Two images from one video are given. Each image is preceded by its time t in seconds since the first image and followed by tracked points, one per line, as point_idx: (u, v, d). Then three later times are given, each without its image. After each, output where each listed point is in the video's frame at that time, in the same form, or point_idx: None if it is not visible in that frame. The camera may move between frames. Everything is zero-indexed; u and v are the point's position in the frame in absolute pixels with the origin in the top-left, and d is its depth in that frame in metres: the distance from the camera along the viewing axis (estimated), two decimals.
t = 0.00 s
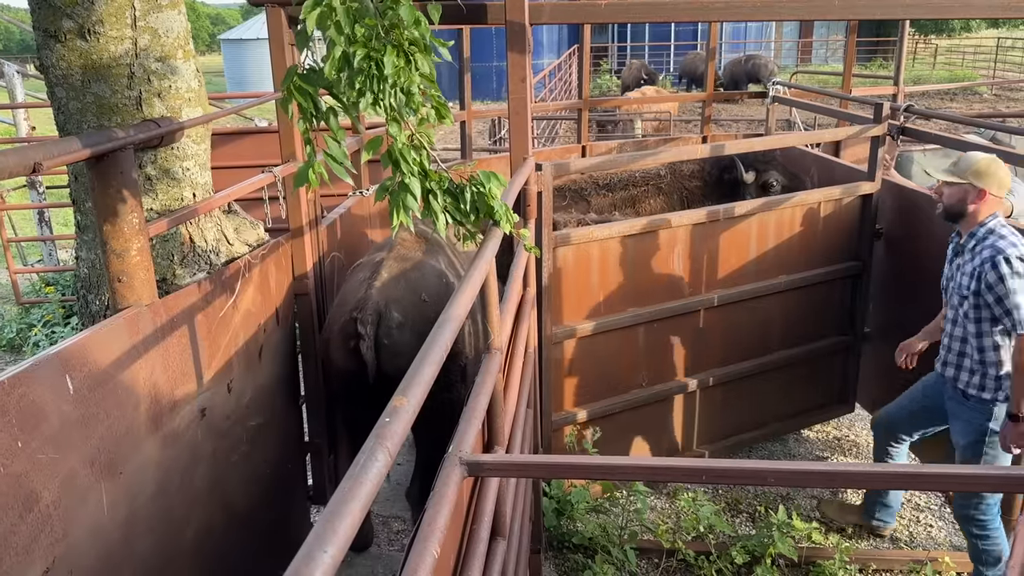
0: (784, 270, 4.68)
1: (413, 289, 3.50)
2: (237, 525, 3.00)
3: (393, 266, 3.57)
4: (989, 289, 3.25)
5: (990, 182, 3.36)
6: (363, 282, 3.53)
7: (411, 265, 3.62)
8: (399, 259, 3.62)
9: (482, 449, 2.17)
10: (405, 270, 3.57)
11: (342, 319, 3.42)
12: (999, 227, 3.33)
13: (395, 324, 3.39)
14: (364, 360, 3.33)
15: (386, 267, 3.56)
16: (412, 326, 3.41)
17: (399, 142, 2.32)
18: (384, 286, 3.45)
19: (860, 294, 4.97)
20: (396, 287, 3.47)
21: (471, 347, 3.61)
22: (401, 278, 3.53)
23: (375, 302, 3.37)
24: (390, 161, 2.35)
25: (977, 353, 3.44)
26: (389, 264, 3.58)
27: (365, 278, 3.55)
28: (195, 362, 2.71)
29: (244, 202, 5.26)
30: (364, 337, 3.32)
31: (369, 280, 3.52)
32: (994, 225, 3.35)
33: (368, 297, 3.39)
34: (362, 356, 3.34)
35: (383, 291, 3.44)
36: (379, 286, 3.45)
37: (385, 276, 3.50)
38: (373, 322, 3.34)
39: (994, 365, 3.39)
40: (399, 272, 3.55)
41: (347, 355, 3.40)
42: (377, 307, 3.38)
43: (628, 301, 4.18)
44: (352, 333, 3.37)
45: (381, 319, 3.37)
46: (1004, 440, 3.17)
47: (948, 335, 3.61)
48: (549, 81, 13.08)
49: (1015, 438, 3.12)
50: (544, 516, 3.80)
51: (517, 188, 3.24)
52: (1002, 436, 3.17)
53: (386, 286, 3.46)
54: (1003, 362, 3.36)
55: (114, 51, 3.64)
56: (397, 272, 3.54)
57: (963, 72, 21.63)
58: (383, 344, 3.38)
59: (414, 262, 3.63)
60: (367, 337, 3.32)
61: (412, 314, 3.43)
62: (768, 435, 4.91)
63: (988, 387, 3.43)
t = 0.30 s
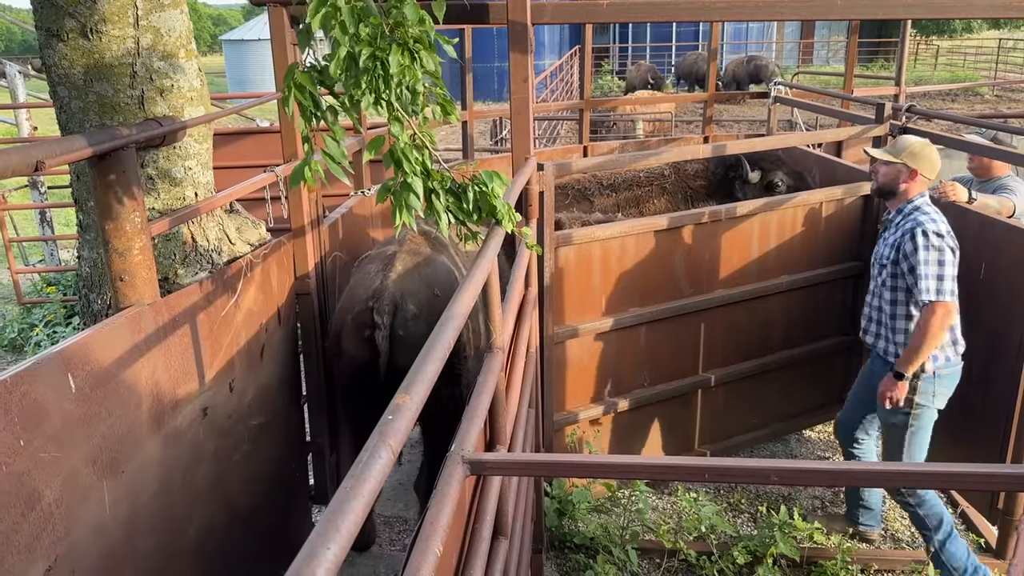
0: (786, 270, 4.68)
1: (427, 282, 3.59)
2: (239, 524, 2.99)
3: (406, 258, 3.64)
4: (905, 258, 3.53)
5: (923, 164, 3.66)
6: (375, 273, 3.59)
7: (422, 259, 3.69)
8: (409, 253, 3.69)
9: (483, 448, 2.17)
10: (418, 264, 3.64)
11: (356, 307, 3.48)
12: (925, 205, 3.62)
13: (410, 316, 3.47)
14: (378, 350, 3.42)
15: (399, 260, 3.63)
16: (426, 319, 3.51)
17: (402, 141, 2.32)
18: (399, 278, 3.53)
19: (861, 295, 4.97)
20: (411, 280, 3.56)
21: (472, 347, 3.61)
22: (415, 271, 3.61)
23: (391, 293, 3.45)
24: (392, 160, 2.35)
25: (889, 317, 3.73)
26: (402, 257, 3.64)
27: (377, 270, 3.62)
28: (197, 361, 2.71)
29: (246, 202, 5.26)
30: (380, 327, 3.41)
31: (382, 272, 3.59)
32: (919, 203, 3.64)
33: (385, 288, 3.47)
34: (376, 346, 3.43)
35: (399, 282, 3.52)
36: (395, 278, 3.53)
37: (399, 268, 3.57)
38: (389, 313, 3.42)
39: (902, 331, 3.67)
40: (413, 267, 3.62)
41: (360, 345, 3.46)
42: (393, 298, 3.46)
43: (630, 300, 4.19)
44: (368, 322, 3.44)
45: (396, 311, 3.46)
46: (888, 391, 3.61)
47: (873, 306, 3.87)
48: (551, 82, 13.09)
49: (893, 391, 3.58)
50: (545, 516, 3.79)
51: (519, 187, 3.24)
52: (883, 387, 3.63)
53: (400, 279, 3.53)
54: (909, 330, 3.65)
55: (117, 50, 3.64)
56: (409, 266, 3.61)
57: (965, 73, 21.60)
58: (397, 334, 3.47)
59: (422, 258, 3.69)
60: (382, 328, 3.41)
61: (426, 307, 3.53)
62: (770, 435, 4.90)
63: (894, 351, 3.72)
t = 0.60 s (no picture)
0: (785, 271, 4.69)
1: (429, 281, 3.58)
2: (238, 525, 2.99)
3: (407, 257, 3.63)
4: (864, 240, 3.64)
5: (874, 146, 3.79)
6: (376, 270, 3.60)
7: (424, 257, 3.67)
8: (412, 251, 3.67)
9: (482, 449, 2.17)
10: (420, 263, 3.63)
11: (358, 305, 3.50)
12: (881, 188, 3.76)
13: (412, 316, 3.51)
14: (380, 350, 3.46)
15: (401, 259, 3.62)
16: (427, 319, 3.54)
17: (399, 142, 2.32)
18: (401, 277, 3.55)
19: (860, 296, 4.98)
20: (412, 279, 3.57)
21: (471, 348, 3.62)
22: (417, 270, 3.61)
23: (394, 292, 3.50)
24: (390, 160, 2.36)
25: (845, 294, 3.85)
26: (404, 256, 3.63)
27: (378, 267, 3.62)
28: (195, 362, 2.71)
29: (245, 203, 5.27)
30: (382, 327, 3.45)
31: (383, 270, 3.60)
32: (876, 186, 3.78)
33: (387, 287, 3.50)
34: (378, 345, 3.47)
35: (401, 281, 3.54)
36: (397, 277, 3.55)
37: (400, 267, 3.58)
38: (391, 313, 3.46)
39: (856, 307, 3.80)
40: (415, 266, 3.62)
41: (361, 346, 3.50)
42: (395, 298, 3.50)
43: (629, 301, 4.19)
44: (369, 321, 3.47)
45: (398, 311, 3.50)
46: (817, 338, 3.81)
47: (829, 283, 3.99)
48: (550, 84, 13.09)
49: (820, 342, 3.80)
50: (545, 517, 3.79)
51: (518, 188, 3.24)
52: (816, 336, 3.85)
53: (402, 277, 3.55)
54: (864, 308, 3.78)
55: (115, 51, 3.64)
56: (411, 265, 3.61)
57: (965, 74, 21.62)
58: (398, 334, 3.52)
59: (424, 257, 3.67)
60: (384, 328, 3.46)
61: (427, 307, 3.55)
62: (770, 436, 4.90)
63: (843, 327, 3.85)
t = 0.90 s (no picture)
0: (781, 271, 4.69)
1: (415, 284, 3.56)
2: (233, 526, 2.99)
3: (396, 260, 3.61)
4: (814, 250, 3.61)
5: (825, 148, 3.75)
6: (364, 274, 3.60)
7: (415, 260, 3.65)
8: (403, 254, 3.65)
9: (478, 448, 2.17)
10: (409, 266, 3.61)
11: (341, 310, 3.51)
12: (836, 196, 3.72)
13: (394, 321, 3.49)
14: (361, 355, 3.47)
15: (390, 262, 3.60)
16: (410, 324, 3.51)
17: (395, 142, 2.33)
18: (386, 281, 3.53)
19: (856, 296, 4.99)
20: (398, 283, 3.55)
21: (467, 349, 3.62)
22: (404, 273, 3.58)
23: (375, 297, 3.49)
24: (385, 161, 2.37)
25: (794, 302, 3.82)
26: (393, 259, 3.62)
27: (365, 272, 3.61)
28: (191, 364, 2.71)
29: (241, 205, 5.27)
30: (361, 332, 3.45)
31: (370, 274, 3.59)
32: (830, 194, 3.74)
33: (370, 292, 3.49)
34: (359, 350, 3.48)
35: (386, 285, 3.53)
36: (382, 281, 3.53)
37: (387, 270, 3.56)
38: (371, 318, 3.46)
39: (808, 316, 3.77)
40: (406, 269, 3.59)
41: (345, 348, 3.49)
42: (377, 303, 3.48)
43: (624, 301, 4.20)
44: (351, 326, 3.48)
45: (380, 315, 3.48)
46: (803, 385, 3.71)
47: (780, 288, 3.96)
48: (546, 86, 13.10)
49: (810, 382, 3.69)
50: (542, 518, 3.79)
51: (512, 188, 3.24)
52: (799, 379, 3.75)
53: (388, 281, 3.54)
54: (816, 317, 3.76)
55: (110, 53, 3.64)
56: (398, 268, 3.59)
57: (960, 75, 21.70)
58: (380, 338, 3.51)
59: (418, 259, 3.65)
60: (365, 333, 3.46)
61: (411, 311, 3.52)
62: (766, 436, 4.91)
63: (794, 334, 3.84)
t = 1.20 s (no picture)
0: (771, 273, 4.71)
1: (412, 289, 3.53)
2: (223, 532, 2.98)
3: (392, 265, 3.58)
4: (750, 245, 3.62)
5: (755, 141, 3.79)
6: (360, 280, 3.58)
7: (411, 263, 3.62)
8: (398, 258, 3.63)
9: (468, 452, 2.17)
10: (405, 270, 3.58)
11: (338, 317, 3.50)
12: (773, 189, 3.72)
13: (391, 326, 3.46)
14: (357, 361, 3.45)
15: (385, 267, 3.58)
16: (407, 329, 3.48)
17: (384, 146, 2.33)
18: (382, 287, 3.50)
19: (846, 297, 5.01)
20: (394, 287, 3.52)
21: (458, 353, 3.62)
22: (399, 278, 3.55)
23: (371, 302, 3.46)
24: (375, 165, 2.37)
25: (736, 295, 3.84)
26: (388, 263, 3.59)
27: (361, 277, 3.60)
28: (180, 369, 2.70)
29: (232, 209, 5.26)
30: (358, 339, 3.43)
31: (366, 280, 3.57)
32: (768, 187, 3.74)
33: (366, 297, 3.47)
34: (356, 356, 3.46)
35: (381, 291, 3.50)
36: (378, 287, 3.51)
37: (382, 275, 3.54)
38: (368, 324, 3.43)
39: (748, 310, 3.79)
40: (399, 273, 3.56)
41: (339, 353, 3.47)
42: (374, 309, 3.46)
43: (615, 303, 4.21)
44: (347, 333, 3.46)
45: (377, 321, 3.46)
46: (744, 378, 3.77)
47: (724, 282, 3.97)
48: (537, 88, 13.12)
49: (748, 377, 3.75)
50: (533, 521, 3.79)
51: (503, 191, 3.24)
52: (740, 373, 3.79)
53: (383, 286, 3.51)
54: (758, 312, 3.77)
55: (98, 58, 3.63)
56: (394, 272, 3.56)
57: (949, 77, 21.83)
58: (377, 344, 3.48)
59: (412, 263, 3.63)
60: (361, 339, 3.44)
61: (408, 315, 3.49)
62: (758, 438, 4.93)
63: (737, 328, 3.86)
